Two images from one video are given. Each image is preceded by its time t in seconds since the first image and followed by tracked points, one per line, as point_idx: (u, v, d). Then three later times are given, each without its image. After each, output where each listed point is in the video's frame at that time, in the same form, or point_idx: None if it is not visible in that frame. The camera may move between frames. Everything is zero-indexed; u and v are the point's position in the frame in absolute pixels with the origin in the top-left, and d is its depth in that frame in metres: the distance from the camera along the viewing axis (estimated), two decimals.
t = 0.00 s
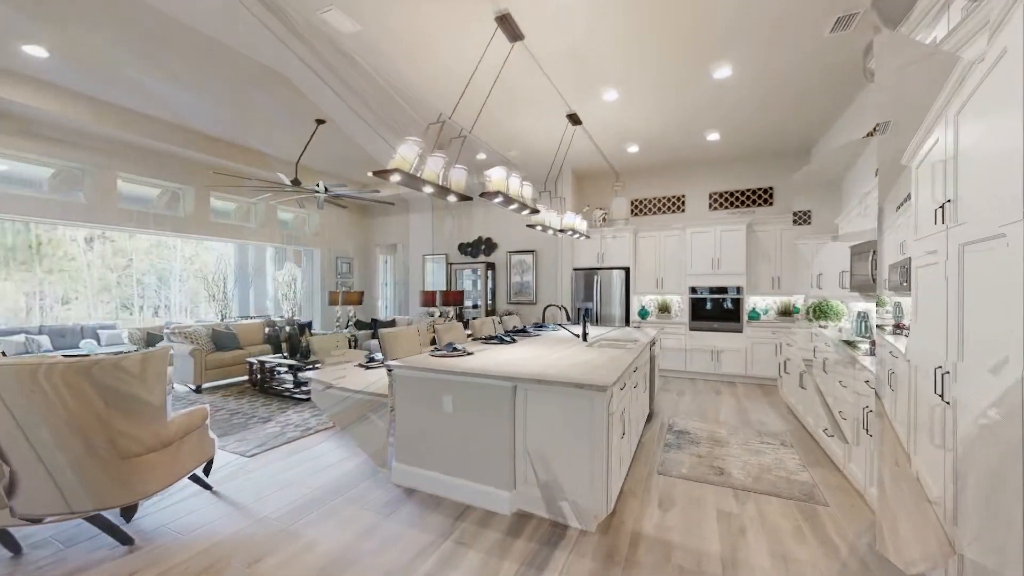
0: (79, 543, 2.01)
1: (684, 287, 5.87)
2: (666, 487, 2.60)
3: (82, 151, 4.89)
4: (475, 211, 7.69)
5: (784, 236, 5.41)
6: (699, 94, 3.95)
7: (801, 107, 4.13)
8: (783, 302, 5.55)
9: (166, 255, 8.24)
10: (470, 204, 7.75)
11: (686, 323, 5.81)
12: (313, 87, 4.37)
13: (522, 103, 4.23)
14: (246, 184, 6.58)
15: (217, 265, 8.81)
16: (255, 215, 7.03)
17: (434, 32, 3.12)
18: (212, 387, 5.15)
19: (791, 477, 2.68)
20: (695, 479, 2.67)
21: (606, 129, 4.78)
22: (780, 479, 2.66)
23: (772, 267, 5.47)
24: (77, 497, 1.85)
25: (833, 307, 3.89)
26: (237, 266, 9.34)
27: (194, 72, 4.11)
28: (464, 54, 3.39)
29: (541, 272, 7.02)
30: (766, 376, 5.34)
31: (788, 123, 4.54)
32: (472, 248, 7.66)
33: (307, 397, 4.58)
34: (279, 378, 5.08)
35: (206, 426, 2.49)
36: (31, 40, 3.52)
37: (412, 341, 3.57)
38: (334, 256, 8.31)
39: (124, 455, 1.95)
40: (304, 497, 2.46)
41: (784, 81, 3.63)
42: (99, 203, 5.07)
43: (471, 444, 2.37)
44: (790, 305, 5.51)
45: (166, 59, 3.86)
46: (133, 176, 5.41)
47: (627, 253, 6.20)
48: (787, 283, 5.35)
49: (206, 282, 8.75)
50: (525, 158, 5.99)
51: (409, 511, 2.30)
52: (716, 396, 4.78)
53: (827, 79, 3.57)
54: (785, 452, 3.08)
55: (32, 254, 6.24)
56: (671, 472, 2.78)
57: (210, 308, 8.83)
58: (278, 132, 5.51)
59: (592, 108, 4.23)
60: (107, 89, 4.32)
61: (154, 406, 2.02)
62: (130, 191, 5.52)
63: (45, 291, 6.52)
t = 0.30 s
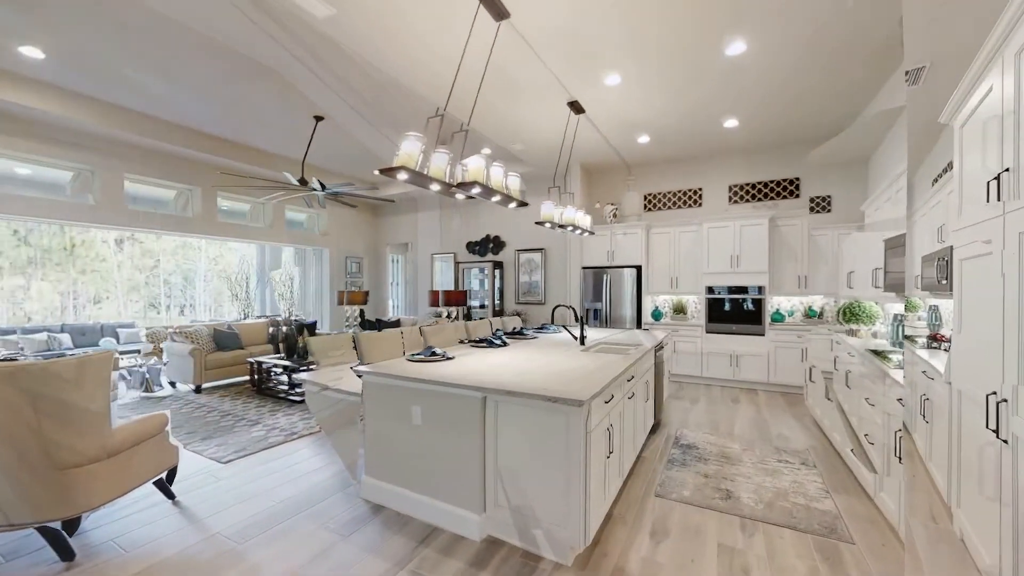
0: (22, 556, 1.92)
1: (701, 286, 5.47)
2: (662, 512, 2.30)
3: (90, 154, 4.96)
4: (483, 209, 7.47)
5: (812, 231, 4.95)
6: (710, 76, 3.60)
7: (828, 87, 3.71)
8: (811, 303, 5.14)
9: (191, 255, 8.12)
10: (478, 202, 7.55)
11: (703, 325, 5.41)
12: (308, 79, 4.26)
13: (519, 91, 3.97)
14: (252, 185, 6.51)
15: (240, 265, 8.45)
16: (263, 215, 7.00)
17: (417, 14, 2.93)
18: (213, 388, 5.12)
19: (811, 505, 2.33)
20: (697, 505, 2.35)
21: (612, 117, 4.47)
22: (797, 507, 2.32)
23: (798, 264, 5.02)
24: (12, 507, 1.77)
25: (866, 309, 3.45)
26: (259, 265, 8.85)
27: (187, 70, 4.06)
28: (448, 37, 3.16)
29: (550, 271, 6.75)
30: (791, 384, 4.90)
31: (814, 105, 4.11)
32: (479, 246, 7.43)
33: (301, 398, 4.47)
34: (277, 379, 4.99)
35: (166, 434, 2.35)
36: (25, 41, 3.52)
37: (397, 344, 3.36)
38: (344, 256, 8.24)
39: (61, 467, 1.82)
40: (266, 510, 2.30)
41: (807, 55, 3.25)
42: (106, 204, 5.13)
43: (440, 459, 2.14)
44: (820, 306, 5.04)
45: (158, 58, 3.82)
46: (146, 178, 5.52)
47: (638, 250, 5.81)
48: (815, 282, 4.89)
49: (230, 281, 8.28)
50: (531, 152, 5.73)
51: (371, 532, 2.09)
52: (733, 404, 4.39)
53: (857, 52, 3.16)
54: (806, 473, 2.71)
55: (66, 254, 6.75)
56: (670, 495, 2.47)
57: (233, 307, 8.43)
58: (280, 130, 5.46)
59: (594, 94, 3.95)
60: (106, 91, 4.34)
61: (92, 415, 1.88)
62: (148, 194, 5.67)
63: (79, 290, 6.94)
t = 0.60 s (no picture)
0: None
1: (717, 285, 5.07)
2: (649, 542, 2.02)
3: (98, 157, 5.06)
4: (490, 206, 7.28)
5: (842, 225, 4.48)
6: (720, 54, 3.25)
7: (857, 65, 3.32)
8: (841, 304, 4.67)
9: (216, 256, 8.18)
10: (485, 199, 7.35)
11: (719, 328, 5.01)
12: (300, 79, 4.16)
13: (512, 80, 3.74)
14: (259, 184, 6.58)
15: (261, 265, 8.23)
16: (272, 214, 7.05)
17: None
18: (214, 387, 5.12)
19: (827, 541, 2.00)
20: (691, 536, 2.06)
21: (616, 104, 4.18)
22: (810, 543, 1.99)
23: (826, 262, 4.57)
24: None
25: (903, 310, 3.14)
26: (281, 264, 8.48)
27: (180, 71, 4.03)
28: (428, 21, 2.93)
29: (558, 269, 6.47)
30: (818, 393, 4.45)
31: (843, 84, 3.69)
32: (486, 244, 7.22)
33: (294, 400, 4.38)
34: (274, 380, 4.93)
35: (119, 440, 2.25)
36: (21, 45, 3.55)
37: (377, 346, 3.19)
38: (353, 256, 8.21)
39: None
40: (217, 525, 2.15)
41: (831, 28, 2.88)
42: (115, 206, 5.22)
43: (395, 478, 1.94)
44: (852, 308, 4.56)
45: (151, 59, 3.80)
46: (158, 180, 5.61)
47: (649, 247, 5.43)
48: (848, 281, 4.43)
49: (249, 280, 8.06)
50: (535, 147, 5.48)
51: (319, 555, 1.91)
52: (750, 415, 4.01)
53: (894, 16, 2.74)
54: (825, 500, 2.37)
55: (99, 256, 7.07)
56: (661, 521, 2.18)
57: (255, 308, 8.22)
58: (279, 133, 5.41)
59: (594, 79, 3.67)
60: (107, 94, 4.38)
61: (27, 417, 1.79)
62: (165, 197, 5.77)
63: (111, 290, 7.16)
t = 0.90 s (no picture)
0: None
1: (728, 285, 4.81)
2: (635, 565, 1.85)
3: (104, 160, 5.12)
4: (494, 204, 7.13)
5: (863, 220, 4.17)
6: (724, 36, 3.02)
7: (877, 42, 3.05)
8: (863, 305, 4.36)
9: (233, 256, 8.08)
10: (489, 197, 7.21)
11: (729, 330, 4.74)
12: (286, 91, 4.12)
13: (505, 74, 3.59)
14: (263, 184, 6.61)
15: (276, 266, 8.06)
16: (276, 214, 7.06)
17: None
18: (215, 387, 5.12)
19: (833, 571, 1.79)
20: (679, 560, 1.87)
21: (617, 95, 3.98)
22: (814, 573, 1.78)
23: (845, 259, 4.26)
24: None
25: (929, 312, 3.05)
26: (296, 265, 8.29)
27: (174, 82, 4.03)
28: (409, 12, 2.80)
29: (563, 269, 6.29)
30: (835, 400, 4.17)
31: (863, 66, 3.41)
32: (491, 243, 7.08)
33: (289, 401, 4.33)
34: (272, 380, 4.90)
35: (86, 443, 2.19)
36: (18, 51, 3.58)
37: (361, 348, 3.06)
38: (360, 256, 8.18)
39: None
40: (182, 533, 2.08)
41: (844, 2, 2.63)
42: (120, 208, 5.26)
43: (356, 491, 1.82)
44: (874, 308, 4.26)
45: (141, 68, 3.80)
46: (164, 181, 5.68)
47: (656, 245, 5.20)
48: (869, 280, 4.13)
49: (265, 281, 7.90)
50: (537, 143, 5.30)
51: (276, 571, 1.80)
52: (761, 423, 3.76)
53: None
54: (835, 522, 2.15)
55: (121, 256, 7.05)
56: (648, 542, 1.99)
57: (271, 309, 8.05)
58: (280, 134, 5.39)
59: (590, 69, 3.49)
60: (107, 96, 4.40)
61: None
62: (174, 198, 5.85)
63: (132, 289, 7.12)
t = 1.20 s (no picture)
0: None
1: (712, 285, 4.89)
2: (621, 562, 1.87)
3: (78, 156, 4.95)
4: (482, 204, 7.12)
5: (841, 222, 4.28)
6: (708, 39, 3.06)
7: (855, 47, 3.13)
8: (841, 305, 4.48)
9: (214, 255, 7.90)
10: (477, 197, 7.20)
11: (713, 329, 4.83)
12: (270, 88, 4.03)
13: (493, 74, 3.58)
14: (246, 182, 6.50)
15: (259, 265, 7.87)
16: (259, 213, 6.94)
17: None
18: (195, 390, 5.00)
19: (813, 564, 1.83)
20: (665, 556, 1.90)
21: (603, 96, 4.01)
22: (795, 567, 1.82)
23: (824, 260, 4.37)
24: None
25: (903, 311, 3.22)
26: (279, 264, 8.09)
27: (152, 79, 3.92)
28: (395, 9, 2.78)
29: (550, 269, 6.31)
30: (815, 398, 4.28)
31: (842, 71, 3.50)
32: (478, 243, 7.07)
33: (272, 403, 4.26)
34: (256, 382, 4.81)
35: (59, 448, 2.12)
36: None
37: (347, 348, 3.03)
38: (346, 256, 8.08)
39: None
40: (161, 540, 2.03)
41: (823, 7, 2.70)
42: (95, 205, 5.10)
43: (341, 494, 1.80)
44: (852, 307, 4.37)
45: (115, 64, 3.68)
46: (144, 177, 5.52)
47: (642, 246, 5.25)
48: (846, 280, 4.25)
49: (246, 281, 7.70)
50: (525, 143, 5.31)
51: None
52: (744, 421, 3.83)
53: None
54: (814, 516, 2.20)
55: (96, 255, 6.82)
56: (635, 540, 2.01)
57: (254, 310, 7.90)
58: (263, 132, 5.29)
59: (577, 69, 3.50)
60: (80, 90, 4.25)
61: None
62: (153, 194, 5.71)
63: (108, 289, 6.90)
